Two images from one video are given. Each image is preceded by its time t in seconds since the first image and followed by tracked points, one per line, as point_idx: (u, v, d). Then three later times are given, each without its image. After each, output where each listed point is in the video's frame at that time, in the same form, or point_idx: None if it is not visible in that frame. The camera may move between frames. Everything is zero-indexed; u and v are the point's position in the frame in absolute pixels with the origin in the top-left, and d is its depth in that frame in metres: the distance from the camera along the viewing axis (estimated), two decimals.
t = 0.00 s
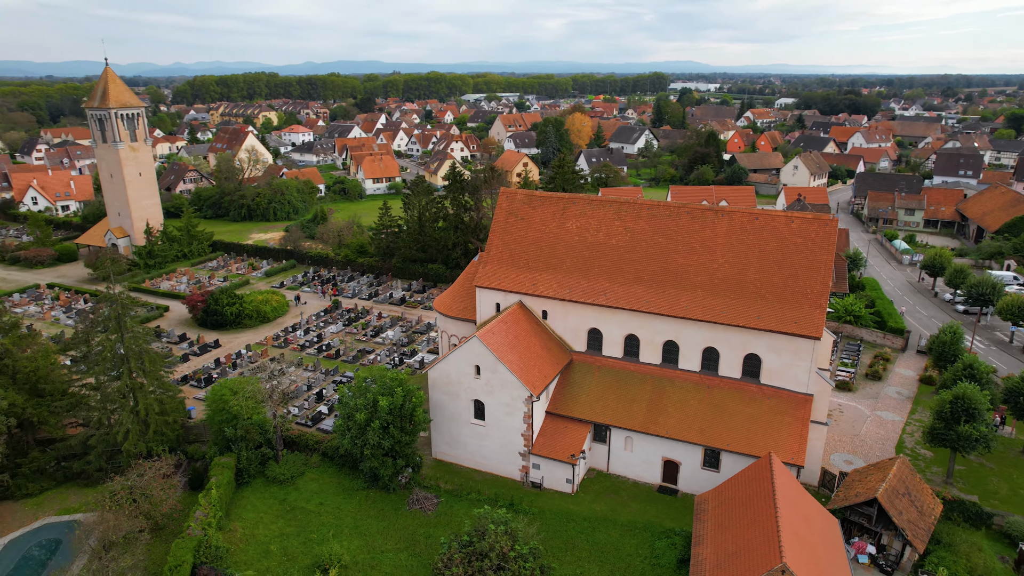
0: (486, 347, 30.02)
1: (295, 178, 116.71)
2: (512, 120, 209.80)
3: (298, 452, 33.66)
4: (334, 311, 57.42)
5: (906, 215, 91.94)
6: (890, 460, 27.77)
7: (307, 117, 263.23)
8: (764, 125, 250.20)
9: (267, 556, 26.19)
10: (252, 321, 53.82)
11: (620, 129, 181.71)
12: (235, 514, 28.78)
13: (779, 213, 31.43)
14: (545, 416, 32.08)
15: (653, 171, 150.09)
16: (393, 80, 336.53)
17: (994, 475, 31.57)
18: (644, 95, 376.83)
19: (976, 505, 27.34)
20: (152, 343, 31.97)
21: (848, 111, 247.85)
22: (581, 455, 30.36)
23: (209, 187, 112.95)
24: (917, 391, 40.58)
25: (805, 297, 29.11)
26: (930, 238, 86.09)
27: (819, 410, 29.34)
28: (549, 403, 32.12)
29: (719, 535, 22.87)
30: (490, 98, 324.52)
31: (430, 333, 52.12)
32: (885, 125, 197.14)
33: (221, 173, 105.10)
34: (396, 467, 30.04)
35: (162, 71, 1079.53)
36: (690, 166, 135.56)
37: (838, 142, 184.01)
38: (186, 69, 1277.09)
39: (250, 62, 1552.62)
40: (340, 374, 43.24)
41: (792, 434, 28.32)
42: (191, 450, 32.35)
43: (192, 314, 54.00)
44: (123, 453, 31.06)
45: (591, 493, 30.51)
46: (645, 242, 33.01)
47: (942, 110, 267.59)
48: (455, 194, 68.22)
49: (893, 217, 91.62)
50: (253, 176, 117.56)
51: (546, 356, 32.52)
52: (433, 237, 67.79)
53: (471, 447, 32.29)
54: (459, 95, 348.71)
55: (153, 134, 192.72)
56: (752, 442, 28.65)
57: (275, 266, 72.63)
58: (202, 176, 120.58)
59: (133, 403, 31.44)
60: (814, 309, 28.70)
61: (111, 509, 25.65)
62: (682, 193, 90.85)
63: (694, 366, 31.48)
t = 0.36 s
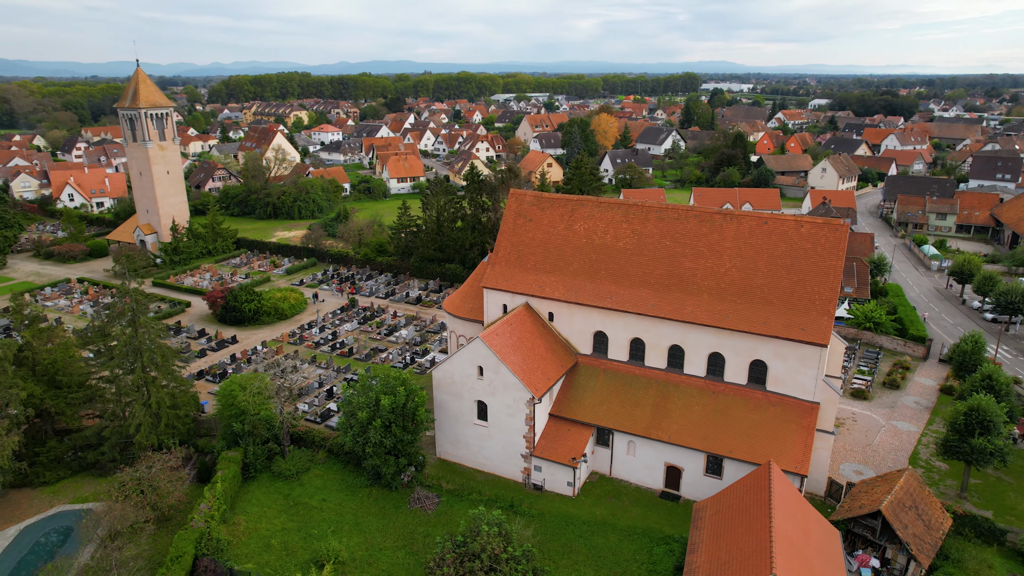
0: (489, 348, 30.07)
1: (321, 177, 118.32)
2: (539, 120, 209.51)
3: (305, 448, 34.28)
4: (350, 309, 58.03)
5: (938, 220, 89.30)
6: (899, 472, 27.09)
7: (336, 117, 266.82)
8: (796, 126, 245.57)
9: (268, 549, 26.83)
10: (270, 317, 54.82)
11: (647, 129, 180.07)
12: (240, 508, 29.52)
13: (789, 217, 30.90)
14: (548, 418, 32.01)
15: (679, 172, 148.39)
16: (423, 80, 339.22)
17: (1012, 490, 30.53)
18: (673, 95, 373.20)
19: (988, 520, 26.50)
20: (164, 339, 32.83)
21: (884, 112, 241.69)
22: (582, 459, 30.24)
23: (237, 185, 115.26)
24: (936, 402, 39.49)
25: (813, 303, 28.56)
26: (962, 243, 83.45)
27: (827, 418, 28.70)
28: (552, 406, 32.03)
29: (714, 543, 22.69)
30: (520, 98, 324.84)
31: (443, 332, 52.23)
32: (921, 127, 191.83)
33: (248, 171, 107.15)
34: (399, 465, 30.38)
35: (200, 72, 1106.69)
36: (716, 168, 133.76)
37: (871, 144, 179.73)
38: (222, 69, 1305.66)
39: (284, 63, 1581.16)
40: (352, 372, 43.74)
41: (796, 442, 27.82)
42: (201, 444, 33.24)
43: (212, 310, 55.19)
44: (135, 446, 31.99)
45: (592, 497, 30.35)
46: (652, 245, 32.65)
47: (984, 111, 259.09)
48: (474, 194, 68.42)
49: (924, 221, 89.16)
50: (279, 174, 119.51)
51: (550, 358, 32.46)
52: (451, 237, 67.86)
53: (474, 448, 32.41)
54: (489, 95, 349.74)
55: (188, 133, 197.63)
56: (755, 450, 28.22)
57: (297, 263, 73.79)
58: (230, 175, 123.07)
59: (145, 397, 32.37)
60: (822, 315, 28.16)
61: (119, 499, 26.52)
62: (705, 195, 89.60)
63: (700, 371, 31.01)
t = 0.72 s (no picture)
0: (487, 349, 30.10)
1: (340, 176, 119.50)
2: (560, 120, 208.83)
3: (307, 444, 34.83)
4: (361, 308, 58.46)
5: (963, 223, 87.31)
6: (900, 482, 26.57)
7: (360, 117, 269.21)
8: (822, 127, 241.37)
9: (263, 544, 27.36)
10: (282, 315, 55.62)
11: (669, 130, 178.48)
12: (240, 502, 30.15)
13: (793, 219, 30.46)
14: (546, 420, 31.94)
15: (699, 173, 146.80)
16: (448, 80, 340.66)
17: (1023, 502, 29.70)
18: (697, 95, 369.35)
19: (992, 533, 25.81)
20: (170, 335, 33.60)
21: (914, 113, 236.23)
22: (579, 461, 30.12)
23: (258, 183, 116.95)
24: (948, 410, 38.59)
25: (814, 308, 28.12)
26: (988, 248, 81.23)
27: (828, 425, 28.19)
28: (550, 407, 31.93)
29: (703, 549, 22.53)
30: (543, 99, 324.49)
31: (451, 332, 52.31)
32: (952, 128, 187.13)
33: (269, 170, 108.68)
34: (396, 463, 30.68)
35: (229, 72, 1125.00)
36: (737, 169, 131.99)
37: (899, 145, 175.85)
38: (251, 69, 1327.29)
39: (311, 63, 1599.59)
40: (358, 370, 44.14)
41: (795, 448, 27.40)
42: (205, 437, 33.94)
43: (226, 306, 56.18)
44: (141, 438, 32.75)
45: (588, 499, 30.24)
46: (654, 247, 32.35)
47: (1020, 112, 251.81)
48: (486, 194, 68.49)
49: (949, 225, 86.96)
50: (300, 173, 120.95)
51: (549, 359, 32.37)
52: (463, 237, 67.94)
53: (472, 447, 32.50)
54: (513, 95, 349.88)
55: (214, 131, 201.06)
56: (753, 456, 27.81)
57: (312, 262, 74.68)
58: (252, 173, 124.94)
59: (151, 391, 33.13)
60: (823, 320, 27.70)
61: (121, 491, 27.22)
62: (722, 197, 88.32)
63: (699, 375, 30.66)
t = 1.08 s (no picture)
0: (478, 348, 30.11)
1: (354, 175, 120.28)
2: (577, 120, 208.06)
3: (303, 440, 35.24)
4: (366, 306, 58.70)
5: (982, 226, 85.58)
6: (894, 489, 26.09)
7: (378, 117, 271.02)
8: (843, 128, 237.81)
9: (254, 538, 27.75)
10: (288, 312, 56.24)
11: (685, 130, 176.94)
12: (234, 497, 30.64)
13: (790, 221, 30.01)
14: (538, 420, 31.89)
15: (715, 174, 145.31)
16: (467, 80, 341.59)
17: None
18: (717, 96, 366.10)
19: (988, 543, 25.25)
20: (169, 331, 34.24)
21: (940, 114, 231.55)
22: (569, 462, 30.01)
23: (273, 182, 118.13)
24: (953, 416, 37.85)
25: (809, 311, 27.71)
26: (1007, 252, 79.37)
27: (821, 429, 27.77)
28: (543, 408, 31.86)
29: (685, 553, 22.39)
30: (562, 98, 324.11)
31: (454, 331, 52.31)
32: (978, 129, 183.11)
33: (283, 169, 109.80)
34: (388, 461, 30.88)
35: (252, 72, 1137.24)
36: (753, 170, 130.48)
37: (921, 146, 172.66)
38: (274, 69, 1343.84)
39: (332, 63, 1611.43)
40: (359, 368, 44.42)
41: (786, 453, 27.05)
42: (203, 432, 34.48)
43: (233, 304, 56.97)
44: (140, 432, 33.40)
45: (579, 500, 30.13)
46: (649, 248, 32.05)
47: None
48: (494, 194, 68.44)
49: (967, 228, 85.19)
50: (314, 172, 121.92)
51: (543, 359, 32.26)
52: (470, 236, 67.56)
53: (465, 446, 32.57)
54: (531, 95, 349.63)
55: (234, 130, 203.85)
56: (744, 460, 27.47)
57: (321, 260, 75.31)
58: (267, 172, 126.32)
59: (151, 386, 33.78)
60: (817, 324, 27.29)
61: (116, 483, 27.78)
62: (734, 198, 87.34)
63: (693, 377, 30.36)
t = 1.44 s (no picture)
0: (463, 347, 30.17)
1: (363, 175, 120.91)
2: (589, 120, 207.37)
3: (293, 437, 35.58)
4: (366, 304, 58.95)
5: (995, 229, 84.01)
6: (878, 494, 25.70)
7: (392, 116, 272.48)
8: (860, 129, 234.70)
9: (238, 532, 28.07)
10: (289, 309, 56.71)
11: (698, 130, 175.57)
12: (221, 491, 31.03)
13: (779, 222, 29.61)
14: (524, 419, 31.88)
15: (727, 174, 144.08)
16: (482, 80, 342.17)
17: (1016, 520, 28.60)
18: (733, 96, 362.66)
19: (974, 550, 24.77)
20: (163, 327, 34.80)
21: (960, 114, 227.59)
22: (553, 462, 29.97)
23: (283, 180, 119.10)
24: (950, 422, 37.23)
25: (795, 312, 27.32)
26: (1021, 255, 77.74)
27: (806, 433, 27.43)
28: (529, 407, 31.84)
29: (659, 555, 22.31)
30: (577, 98, 323.29)
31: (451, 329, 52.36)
32: (998, 130, 179.69)
33: (293, 168, 110.71)
34: (374, 458, 31.07)
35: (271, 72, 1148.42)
36: (764, 171, 129.13)
37: (938, 147, 169.80)
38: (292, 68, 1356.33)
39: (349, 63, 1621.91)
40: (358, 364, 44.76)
41: (770, 456, 26.73)
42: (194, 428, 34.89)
43: (235, 301, 57.60)
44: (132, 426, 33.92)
45: (562, 501, 30.07)
46: (637, 248, 31.83)
47: None
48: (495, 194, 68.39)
49: (979, 230, 83.68)
50: (324, 171, 122.77)
51: (529, 359, 32.22)
52: (472, 236, 67.61)
53: (451, 445, 32.65)
54: (547, 95, 349.24)
55: (250, 129, 206.03)
56: (727, 463, 27.19)
57: (326, 258, 75.83)
58: (278, 171, 127.43)
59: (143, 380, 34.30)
60: (803, 326, 26.93)
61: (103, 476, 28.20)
62: (742, 198, 86.42)
63: (679, 378, 30.11)
